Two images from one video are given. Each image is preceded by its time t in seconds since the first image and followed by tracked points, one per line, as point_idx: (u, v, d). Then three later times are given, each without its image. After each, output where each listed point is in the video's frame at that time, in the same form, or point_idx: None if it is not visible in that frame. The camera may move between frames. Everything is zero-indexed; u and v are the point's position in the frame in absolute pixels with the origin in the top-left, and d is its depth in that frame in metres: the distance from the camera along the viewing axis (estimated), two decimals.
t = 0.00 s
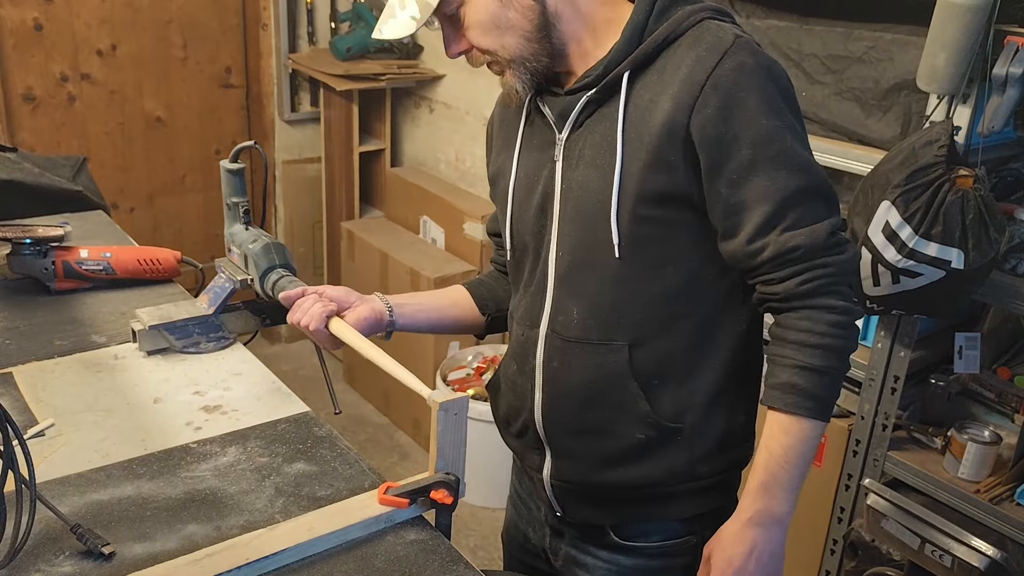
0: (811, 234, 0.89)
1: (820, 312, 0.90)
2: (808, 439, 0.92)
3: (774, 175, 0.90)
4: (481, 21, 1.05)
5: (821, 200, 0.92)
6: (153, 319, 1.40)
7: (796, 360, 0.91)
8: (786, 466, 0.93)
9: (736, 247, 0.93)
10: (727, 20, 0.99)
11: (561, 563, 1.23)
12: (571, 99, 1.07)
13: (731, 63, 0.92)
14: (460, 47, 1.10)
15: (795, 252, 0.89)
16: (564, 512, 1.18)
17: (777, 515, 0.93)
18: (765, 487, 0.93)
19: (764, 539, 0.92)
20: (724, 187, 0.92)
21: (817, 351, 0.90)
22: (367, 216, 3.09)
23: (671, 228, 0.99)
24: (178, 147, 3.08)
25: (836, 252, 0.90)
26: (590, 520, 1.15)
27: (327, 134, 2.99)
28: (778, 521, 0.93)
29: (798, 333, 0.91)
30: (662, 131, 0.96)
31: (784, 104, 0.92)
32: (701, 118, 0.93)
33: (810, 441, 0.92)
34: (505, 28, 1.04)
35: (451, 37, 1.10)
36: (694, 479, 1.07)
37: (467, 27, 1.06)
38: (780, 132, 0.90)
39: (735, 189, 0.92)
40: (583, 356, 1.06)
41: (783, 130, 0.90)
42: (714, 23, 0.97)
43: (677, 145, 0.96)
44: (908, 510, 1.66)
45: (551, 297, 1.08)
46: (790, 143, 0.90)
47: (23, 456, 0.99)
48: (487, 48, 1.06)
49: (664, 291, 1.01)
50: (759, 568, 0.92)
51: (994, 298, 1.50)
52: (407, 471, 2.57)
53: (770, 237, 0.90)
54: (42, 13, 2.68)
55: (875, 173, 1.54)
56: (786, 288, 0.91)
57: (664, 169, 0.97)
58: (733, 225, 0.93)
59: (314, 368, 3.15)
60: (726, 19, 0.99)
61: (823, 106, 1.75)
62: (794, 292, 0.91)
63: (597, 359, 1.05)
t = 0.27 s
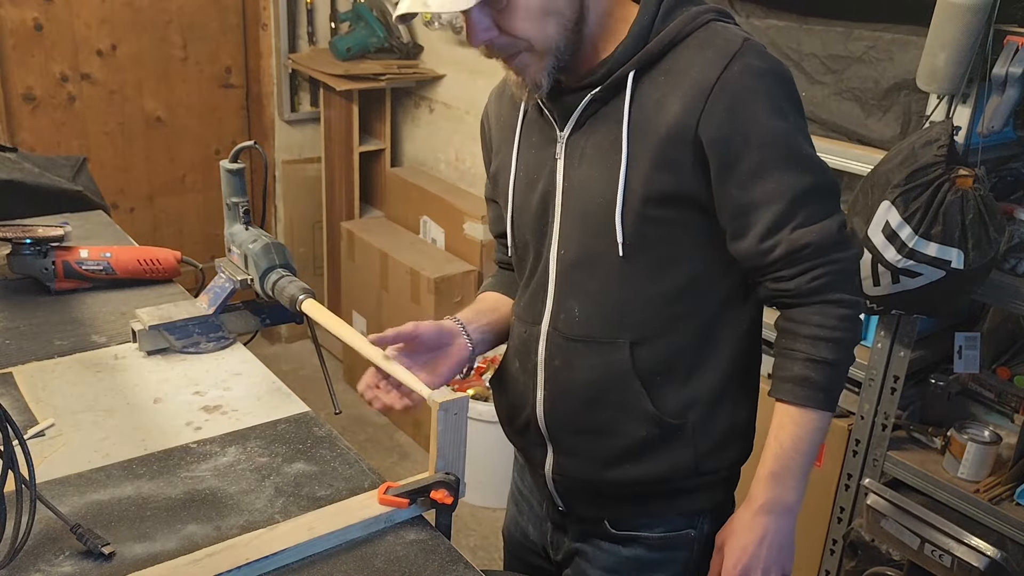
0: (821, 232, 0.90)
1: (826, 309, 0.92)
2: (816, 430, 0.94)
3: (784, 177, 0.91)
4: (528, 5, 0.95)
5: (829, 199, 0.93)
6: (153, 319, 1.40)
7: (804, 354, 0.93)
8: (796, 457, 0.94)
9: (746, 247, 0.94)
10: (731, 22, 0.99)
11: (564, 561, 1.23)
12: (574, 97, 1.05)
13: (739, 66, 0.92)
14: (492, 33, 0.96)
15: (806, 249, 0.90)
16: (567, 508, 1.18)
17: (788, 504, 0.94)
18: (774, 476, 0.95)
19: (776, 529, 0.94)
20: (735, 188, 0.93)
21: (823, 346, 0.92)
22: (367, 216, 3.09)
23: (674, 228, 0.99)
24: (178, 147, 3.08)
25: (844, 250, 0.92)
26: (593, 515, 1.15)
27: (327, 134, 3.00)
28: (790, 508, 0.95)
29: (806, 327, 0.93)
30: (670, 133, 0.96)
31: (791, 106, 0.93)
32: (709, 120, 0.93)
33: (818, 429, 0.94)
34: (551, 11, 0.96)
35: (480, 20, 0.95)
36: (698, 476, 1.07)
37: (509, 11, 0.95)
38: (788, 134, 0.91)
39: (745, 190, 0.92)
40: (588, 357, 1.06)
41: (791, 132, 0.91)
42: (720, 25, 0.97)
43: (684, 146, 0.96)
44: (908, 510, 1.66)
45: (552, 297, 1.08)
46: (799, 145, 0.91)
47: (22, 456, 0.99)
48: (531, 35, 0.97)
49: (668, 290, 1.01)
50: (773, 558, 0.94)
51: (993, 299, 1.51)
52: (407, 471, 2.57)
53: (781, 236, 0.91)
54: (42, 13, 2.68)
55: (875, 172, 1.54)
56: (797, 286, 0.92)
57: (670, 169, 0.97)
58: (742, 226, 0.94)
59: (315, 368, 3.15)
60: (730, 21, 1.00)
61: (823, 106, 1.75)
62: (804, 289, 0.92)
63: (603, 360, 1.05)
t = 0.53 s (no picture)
0: (864, 254, 0.91)
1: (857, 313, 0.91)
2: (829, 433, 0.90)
3: (818, 198, 0.92)
4: None
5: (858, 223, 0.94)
6: (153, 319, 1.40)
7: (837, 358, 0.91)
8: (810, 458, 0.88)
9: (790, 272, 0.93)
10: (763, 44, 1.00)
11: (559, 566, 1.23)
12: (597, 103, 1.06)
13: (780, 90, 0.93)
14: (550, 25, 0.92)
15: (853, 267, 0.90)
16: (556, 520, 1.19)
17: (796, 508, 0.86)
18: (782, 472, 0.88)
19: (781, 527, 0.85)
20: (772, 211, 0.92)
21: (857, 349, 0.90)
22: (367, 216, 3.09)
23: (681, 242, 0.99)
24: (178, 147, 3.08)
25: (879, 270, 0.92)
26: (588, 529, 1.16)
27: (327, 133, 3.00)
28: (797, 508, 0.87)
29: (836, 331, 0.92)
30: (699, 154, 0.96)
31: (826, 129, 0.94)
32: (744, 142, 0.93)
33: (832, 437, 0.90)
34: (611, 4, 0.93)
35: (540, 9, 0.91)
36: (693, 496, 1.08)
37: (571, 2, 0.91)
38: (825, 156, 0.92)
39: (783, 215, 0.92)
40: (591, 367, 1.06)
41: (828, 160, 0.92)
42: (754, 47, 0.98)
43: (710, 169, 0.96)
44: (908, 510, 1.66)
45: (557, 306, 1.09)
46: (835, 168, 0.92)
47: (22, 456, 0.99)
48: (589, 27, 0.93)
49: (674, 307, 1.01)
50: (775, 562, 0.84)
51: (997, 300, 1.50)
52: (408, 471, 2.57)
53: (825, 258, 0.90)
54: (42, 14, 2.68)
55: (875, 172, 1.54)
56: (841, 300, 0.91)
57: (693, 191, 0.97)
58: (785, 251, 0.93)
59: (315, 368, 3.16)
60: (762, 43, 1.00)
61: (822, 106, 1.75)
62: (849, 302, 0.90)
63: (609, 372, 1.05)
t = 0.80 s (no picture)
0: (912, 346, 0.75)
1: (889, 400, 0.75)
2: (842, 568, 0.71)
3: (877, 276, 0.78)
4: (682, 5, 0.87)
5: (930, 320, 0.80)
6: (153, 319, 1.40)
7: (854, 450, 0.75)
8: None
9: (812, 343, 0.81)
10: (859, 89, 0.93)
11: None
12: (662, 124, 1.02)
13: (853, 141, 0.85)
14: (633, 33, 0.87)
15: (890, 355, 0.75)
16: (561, 558, 1.20)
17: None
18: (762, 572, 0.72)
19: None
20: (814, 273, 0.82)
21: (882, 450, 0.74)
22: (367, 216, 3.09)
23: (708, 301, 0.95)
24: (178, 147, 3.08)
25: (932, 378, 0.76)
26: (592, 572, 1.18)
27: (327, 133, 3.00)
28: None
29: (859, 406, 0.76)
30: (753, 202, 0.90)
31: (908, 203, 0.83)
32: (806, 194, 0.85)
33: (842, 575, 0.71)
34: (700, 17, 0.89)
35: (624, 15, 0.86)
36: (699, 556, 1.09)
37: (660, 11, 0.86)
38: (897, 229, 0.80)
39: (825, 280, 0.80)
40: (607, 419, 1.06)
41: (897, 228, 0.80)
42: (845, 90, 0.91)
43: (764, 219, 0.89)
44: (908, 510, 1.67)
45: (584, 341, 1.08)
46: (905, 246, 0.79)
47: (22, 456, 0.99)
48: (674, 39, 0.88)
49: (695, 379, 0.98)
50: None
51: (991, 297, 1.50)
52: (407, 471, 2.57)
53: (856, 334, 0.77)
54: (42, 14, 2.68)
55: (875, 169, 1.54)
56: (866, 396, 0.76)
57: (746, 242, 0.91)
58: (815, 323, 0.81)
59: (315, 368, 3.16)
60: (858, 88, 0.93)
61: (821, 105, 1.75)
62: (876, 400, 0.75)
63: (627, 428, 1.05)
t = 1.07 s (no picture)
0: (992, 460, 0.74)
1: (960, 523, 0.75)
2: None
3: (948, 377, 0.76)
4: (745, 37, 0.81)
5: None
6: (153, 319, 1.41)
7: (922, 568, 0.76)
8: None
9: (879, 448, 0.80)
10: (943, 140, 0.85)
11: None
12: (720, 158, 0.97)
13: (922, 222, 0.79)
14: (689, 66, 0.83)
15: (967, 474, 0.74)
16: None
17: None
18: None
19: None
20: (879, 368, 0.79)
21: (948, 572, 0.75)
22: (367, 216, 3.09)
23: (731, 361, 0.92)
24: (178, 147, 3.08)
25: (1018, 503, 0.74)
26: None
27: (327, 134, 2.99)
28: None
29: (935, 533, 0.77)
30: (795, 271, 0.86)
31: (994, 291, 0.77)
32: (867, 276, 0.81)
33: None
34: (765, 51, 0.83)
35: (678, 47, 0.83)
36: None
37: (720, 43, 0.81)
38: (970, 322, 0.75)
39: (894, 381, 0.78)
40: (627, 470, 1.06)
41: (975, 324, 0.75)
42: (920, 146, 0.84)
43: (809, 292, 0.85)
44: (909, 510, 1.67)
45: (611, 384, 1.08)
46: (983, 344, 0.75)
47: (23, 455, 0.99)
48: (733, 73, 0.83)
49: (722, 448, 0.97)
50: None
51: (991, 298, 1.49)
52: (407, 471, 2.57)
53: (926, 446, 0.76)
54: (42, 14, 2.68)
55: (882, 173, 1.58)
56: (931, 515, 0.77)
57: (784, 312, 0.87)
58: (884, 420, 0.79)
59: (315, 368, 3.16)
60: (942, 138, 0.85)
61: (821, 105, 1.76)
62: (944, 520, 0.76)
63: (647, 482, 1.04)
